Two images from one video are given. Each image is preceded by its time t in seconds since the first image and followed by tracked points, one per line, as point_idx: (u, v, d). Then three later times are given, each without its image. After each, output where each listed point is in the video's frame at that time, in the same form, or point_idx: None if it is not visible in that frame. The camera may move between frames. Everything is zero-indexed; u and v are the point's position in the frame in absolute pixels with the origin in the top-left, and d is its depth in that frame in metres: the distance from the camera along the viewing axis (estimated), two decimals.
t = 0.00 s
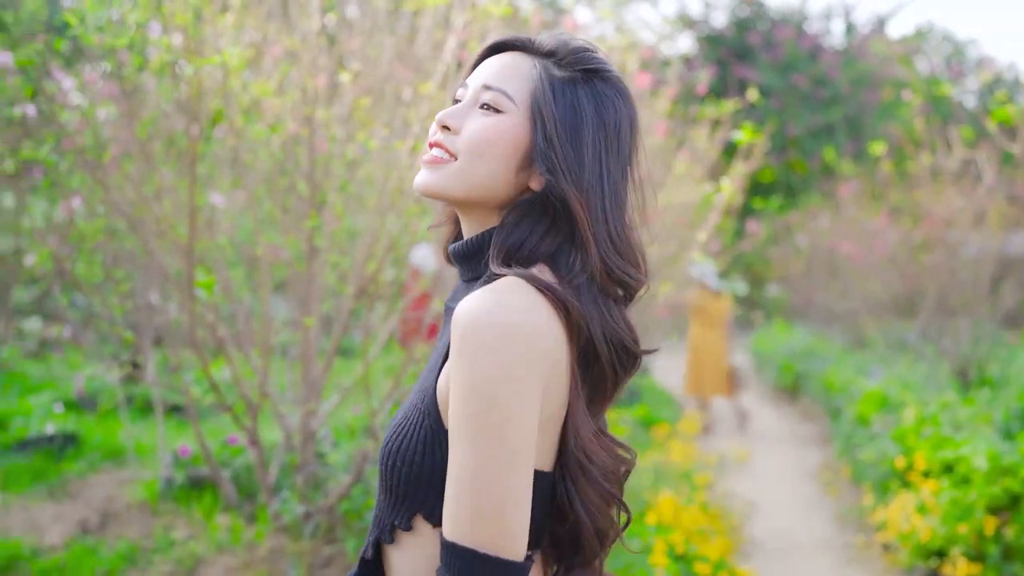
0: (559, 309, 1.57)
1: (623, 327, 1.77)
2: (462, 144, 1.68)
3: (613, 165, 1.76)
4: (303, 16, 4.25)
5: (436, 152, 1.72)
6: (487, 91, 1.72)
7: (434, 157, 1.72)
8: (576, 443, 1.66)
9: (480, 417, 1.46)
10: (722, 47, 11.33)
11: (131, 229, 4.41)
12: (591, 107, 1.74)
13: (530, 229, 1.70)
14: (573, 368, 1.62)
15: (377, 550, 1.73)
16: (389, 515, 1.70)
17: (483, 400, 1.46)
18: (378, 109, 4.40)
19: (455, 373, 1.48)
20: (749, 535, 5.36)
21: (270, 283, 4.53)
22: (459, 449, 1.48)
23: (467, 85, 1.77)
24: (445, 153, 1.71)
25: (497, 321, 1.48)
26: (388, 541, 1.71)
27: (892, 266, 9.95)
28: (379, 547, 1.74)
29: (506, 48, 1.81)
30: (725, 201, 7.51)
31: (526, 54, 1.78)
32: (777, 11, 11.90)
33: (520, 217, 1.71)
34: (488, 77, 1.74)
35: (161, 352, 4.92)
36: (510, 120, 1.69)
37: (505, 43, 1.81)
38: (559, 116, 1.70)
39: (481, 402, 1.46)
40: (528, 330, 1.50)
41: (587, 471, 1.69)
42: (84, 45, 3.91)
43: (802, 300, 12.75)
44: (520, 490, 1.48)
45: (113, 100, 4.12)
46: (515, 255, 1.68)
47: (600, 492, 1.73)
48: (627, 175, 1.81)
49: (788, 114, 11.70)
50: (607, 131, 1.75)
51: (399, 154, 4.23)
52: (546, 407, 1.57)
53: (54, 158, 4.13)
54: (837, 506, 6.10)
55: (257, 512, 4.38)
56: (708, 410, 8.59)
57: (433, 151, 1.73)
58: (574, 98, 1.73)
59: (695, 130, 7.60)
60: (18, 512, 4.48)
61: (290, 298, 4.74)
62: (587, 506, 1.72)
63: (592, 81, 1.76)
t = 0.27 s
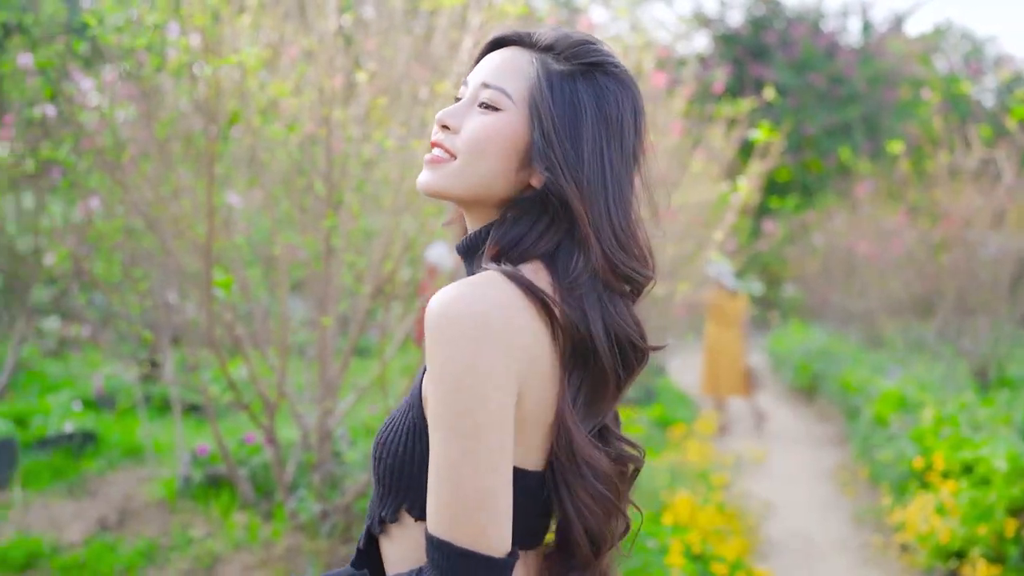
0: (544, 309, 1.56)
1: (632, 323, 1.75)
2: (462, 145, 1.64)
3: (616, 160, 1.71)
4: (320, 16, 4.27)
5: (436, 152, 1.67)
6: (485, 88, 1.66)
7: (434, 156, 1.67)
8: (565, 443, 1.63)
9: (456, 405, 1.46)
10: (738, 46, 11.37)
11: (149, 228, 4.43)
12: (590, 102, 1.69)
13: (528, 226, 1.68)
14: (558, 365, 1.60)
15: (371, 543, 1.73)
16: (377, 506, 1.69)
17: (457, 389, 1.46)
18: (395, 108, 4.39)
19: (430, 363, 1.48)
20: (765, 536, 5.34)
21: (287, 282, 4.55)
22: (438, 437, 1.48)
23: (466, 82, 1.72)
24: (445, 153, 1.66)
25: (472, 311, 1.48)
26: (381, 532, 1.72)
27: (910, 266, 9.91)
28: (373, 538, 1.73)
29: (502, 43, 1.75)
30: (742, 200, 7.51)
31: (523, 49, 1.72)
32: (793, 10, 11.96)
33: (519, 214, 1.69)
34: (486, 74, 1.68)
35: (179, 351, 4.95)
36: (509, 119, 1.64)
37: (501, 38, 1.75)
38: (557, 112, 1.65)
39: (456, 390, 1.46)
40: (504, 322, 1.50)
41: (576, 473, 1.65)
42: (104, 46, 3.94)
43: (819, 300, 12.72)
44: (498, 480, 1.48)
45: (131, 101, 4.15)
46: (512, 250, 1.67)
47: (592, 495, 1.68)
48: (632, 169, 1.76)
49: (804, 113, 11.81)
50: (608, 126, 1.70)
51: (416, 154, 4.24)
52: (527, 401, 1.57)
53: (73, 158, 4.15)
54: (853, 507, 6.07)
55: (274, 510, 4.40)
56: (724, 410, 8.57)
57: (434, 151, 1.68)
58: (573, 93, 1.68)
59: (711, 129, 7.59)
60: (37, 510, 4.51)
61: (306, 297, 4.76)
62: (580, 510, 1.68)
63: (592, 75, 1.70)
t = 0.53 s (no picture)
0: (536, 314, 1.54)
1: (641, 324, 1.73)
2: (463, 151, 1.64)
3: (619, 158, 1.70)
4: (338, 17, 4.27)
5: (440, 158, 1.68)
6: (485, 92, 1.66)
7: (437, 163, 1.68)
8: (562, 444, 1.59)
9: (443, 404, 1.45)
10: (754, 45, 11.37)
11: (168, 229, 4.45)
12: (590, 101, 1.67)
13: (532, 227, 1.68)
14: (553, 368, 1.59)
15: (373, 540, 1.73)
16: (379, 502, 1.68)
17: (444, 387, 1.45)
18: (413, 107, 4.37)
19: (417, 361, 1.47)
20: (782, 537, 5.32)
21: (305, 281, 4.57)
22: (424, 436, 1.47)
23: (467, 86, 1.72)
24: (448, 159, 1.66)
25: (462, 310, 1.47)
26: (384, 529, 1.71)
27: (928, 265, 9.86)
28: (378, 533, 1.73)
29: (502, 44, 1.74)
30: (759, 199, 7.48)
31: (523, 49, 1.70)
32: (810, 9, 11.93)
33: (525, 215, 1.68)
34: (485, 77, 1.68)
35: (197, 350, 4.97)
36: (510, 123, 1.64)
37: (500, 38, 1.74)
38: (557, 114, 1.64)
39: (443, 388, 1.45)
40: (495, 322, 1.49)
41: (573, 477, 1.61)
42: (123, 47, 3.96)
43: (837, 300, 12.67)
44: (484, 482, 1.46)
45: (149, 102, 4.17)
46: (515, 251, 1.66)
47: (590, 497, 1.63)
48: (637, 166, 1.74)
49: (822, 113, 11.75)
50: (609, 124, 1.69)
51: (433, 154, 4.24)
52: (517, 403, 1.55)
53: (93, 159, 4.19)
54: (871, 508, 6.04)
55: (292, 509, 4.42)
56: (741, 410, 8.54)
57: (438, 157, 1.69)
58: (572, 92, 1.66)
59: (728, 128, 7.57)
60: (57, 508, 4.54)
61: (324, 297, 4.77)
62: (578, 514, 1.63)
63: (593, 73, 1.69)
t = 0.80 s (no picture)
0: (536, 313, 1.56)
1: (648, 323, 1.74)
2: (469, 157, 1.65)
3: (623, 157, 1.70)
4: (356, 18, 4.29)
5: (447, 164, 1.69)
6: (488, 96, 1.66)
7: (444, 169, 1.69)
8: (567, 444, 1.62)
9: (439, 400, 1.48)
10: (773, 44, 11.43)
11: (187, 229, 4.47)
12: (591, 101, 1.68)
13: (540, 228, 1.70)
14: (556, 367, 1.61)
15: (383, 534, 1.75)
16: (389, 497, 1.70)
17: (441, 384, 1.48)
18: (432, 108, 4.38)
19: (416, 357, 1.50)
20: (802, 538, 5.30)
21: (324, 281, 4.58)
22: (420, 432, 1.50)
23: (470, 90, 1.72)
24: (455, 164, 1.67)
25: (462, 308, 1.51)
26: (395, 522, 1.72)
27: (948, 264, 9.81)
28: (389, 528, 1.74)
29: (503, 45, 1.74)
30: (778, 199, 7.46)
31: (523, 51, 1.70)
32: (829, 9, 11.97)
33: (535, 216, 1.71)
34: (487, 81, 1.68)
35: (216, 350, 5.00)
36: (514, 127, 1.65)
37: (500, 40, 1.74)
38: (558, 115, 1.65)
39: (440, 386, 1.48)
40: (494, 322, 1.52)
41: (579, 475, 1.63)
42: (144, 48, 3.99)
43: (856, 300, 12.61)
44: (477, 480, 1.49)
45: (168, 102, 4.18)
46: (521, 250, 1.68)
47: (596, 495, 1.65)
48: (643, 164, 1.75)
49: (840, 112, 11.77)
50: (612, 123, 1.69)
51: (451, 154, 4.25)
52: (518, 401, 1.57)
53: (113, 160, 4.21)
54: (891, 509, 6.01)
55: (311, 509, 4.43)
56: (759, 411, 8.51)
57: (445, 163, 1.69)
58: (573, 93, 1.67)
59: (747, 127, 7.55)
60: (78, 506, 4.57)
61: (342, 297, 4.78)
62: (585, 512, 1.65)
63: (594, 73, 1.70)
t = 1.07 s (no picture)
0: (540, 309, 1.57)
1: (660, 314, 1.73)
2: (478, 160, 1.65)
3: (630, 151, 1.70)
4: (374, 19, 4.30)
5: (457, 168, 1.69)
6: (494, 99, 1.66)
7: (456, 173, 1.69)
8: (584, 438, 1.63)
9: (442, 392, 1.50)
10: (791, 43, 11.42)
11: (207, 230, 4.49)
12: (596, 97, 1.68)
13: (551, 224, 1.69)
14: (565, 362, 1.62)
15: (400, 531, 1.75)
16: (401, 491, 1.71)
17: (444, 375, 1.50)
18: (451, 109, 4.39)
19: (420, 348, 1.52)
20: (822, 540, 5.28)
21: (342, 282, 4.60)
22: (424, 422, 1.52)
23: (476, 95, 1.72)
24: (465, 167, 1.67)
25: (468, 301, 1.53)
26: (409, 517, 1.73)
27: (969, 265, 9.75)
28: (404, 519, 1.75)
29: (506, 48, 1.74)
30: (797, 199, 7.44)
31: (526, 51, 1.70)
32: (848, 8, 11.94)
33: (545, 213, 1.70)
34: (493, 84, 1.68)
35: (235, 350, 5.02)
36: (521, 128, 1.64)
37: (503, 42, 1.74)
38: (563, 113, 1.64)
39: (443, 378, 1.50)
40: (499, 316, 1.54)
41: (598, 468, 1.63)
42: (166, 50, 4.01)
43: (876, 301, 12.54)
44: (479, 471, 1.52)
45: (188, 103, 4.20)
46: (532, 247, 1.67)
47: (616, 486, 1.65)
48: (651, 157, 1.75)
49: (860, 112, 11.82)
50: (618, 118, 1.69)
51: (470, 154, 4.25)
52: (526, 396, 1.58)
53: (135, 161, 4.25)
54: (912, 512, 5.97)
55: (330, 508, 4.45)
56: (778, 412, 8.48)
57: (456, 167, 1.69)
58: (577, 90, 1.67)
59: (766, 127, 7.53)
60: (100, 504, 4.60)
61: (360, 297, 4.80)
62: (602, 501, 1.65)
63: (597, 69, 1.70)
